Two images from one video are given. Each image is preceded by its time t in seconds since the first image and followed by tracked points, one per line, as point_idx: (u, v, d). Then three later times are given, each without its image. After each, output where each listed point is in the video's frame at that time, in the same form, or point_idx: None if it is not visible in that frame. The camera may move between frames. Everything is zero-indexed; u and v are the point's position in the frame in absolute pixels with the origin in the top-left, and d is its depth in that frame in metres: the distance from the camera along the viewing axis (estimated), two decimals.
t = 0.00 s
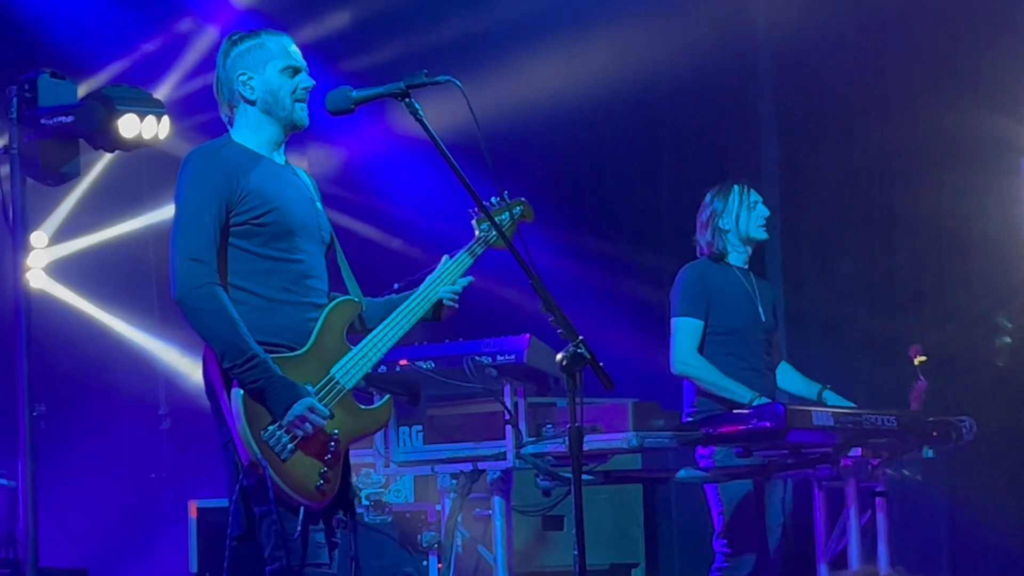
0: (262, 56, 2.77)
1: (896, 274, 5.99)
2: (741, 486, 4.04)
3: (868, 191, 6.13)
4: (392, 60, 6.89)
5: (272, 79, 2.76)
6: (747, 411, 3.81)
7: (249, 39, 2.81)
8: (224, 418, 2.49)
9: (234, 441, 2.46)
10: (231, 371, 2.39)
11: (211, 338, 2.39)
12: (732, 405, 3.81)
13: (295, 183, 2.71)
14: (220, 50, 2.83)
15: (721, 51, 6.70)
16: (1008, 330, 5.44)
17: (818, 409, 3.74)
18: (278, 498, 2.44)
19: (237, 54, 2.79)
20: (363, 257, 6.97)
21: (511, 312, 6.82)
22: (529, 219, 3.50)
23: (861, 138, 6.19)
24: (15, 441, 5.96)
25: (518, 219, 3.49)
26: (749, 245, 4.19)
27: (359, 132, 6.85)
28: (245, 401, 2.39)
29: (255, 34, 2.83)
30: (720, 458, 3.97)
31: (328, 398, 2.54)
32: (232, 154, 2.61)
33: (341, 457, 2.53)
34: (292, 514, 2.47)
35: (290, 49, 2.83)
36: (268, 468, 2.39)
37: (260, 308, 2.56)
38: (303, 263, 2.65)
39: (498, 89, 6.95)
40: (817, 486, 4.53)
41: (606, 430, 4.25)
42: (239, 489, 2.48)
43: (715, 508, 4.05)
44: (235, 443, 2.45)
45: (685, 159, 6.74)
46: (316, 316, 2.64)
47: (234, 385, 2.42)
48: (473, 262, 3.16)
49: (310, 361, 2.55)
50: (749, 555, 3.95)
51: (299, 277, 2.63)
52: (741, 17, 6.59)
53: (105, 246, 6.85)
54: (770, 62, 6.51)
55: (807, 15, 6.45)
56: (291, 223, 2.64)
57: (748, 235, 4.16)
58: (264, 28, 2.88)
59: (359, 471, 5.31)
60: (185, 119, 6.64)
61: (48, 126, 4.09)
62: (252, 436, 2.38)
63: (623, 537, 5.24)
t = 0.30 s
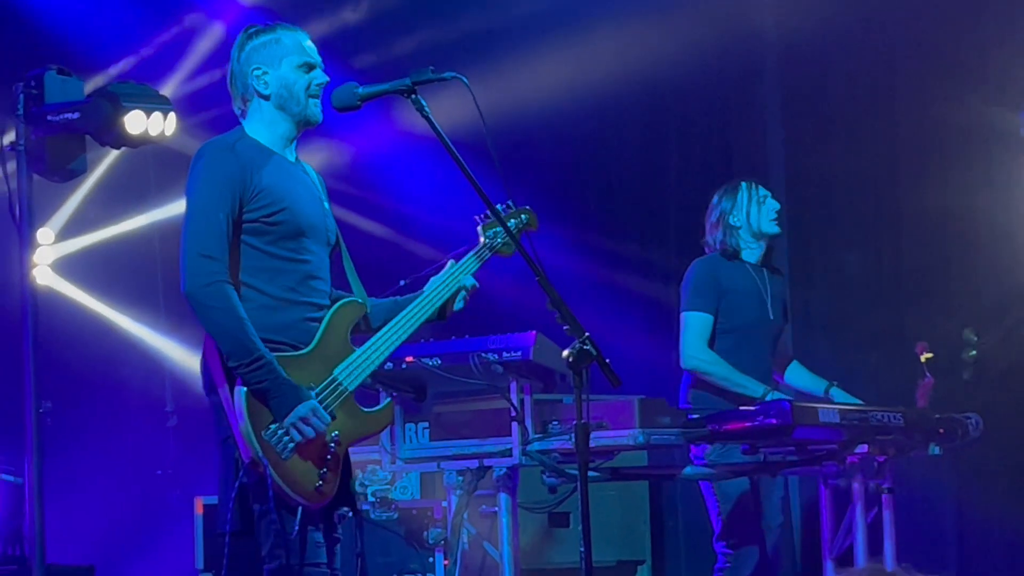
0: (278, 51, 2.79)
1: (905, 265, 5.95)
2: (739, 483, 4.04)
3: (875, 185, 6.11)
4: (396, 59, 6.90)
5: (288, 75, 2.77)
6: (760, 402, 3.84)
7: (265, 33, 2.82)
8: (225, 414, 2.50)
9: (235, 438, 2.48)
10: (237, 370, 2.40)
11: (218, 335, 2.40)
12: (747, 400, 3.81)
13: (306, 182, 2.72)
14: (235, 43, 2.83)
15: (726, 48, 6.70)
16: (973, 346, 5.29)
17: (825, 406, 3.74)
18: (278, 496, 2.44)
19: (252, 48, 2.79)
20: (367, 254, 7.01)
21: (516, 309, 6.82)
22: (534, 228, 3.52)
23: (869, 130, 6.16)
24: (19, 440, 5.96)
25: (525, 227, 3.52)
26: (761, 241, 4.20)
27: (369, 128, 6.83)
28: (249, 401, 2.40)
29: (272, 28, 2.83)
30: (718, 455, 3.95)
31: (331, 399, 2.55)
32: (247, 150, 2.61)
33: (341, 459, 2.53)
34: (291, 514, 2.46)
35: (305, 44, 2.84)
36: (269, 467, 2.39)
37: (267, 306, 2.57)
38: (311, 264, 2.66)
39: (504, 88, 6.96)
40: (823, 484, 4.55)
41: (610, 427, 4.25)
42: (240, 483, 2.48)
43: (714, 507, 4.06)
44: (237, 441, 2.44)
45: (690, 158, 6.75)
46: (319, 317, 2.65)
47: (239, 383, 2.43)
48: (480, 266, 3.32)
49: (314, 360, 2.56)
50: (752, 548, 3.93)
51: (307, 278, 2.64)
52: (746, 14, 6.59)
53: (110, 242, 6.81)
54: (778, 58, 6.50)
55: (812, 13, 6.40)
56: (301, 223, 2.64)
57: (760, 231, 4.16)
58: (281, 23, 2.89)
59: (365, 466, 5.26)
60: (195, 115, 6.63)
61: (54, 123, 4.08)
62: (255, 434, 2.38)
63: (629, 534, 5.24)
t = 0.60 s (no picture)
0: (288, 51, 2.79)
1: (907, 260, 5.97)
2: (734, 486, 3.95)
3: (881, 182, 6.11)
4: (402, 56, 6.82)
5: (298, 75, 2.77)
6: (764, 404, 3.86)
7: (276, 32, 2.83)
8: (225, 413, 2.50)
9: (235, 438, 2.48)
10: (234, 373, 2.40)
11: (216, 337, 2.40)
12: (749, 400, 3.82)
13: (311, 183, 2.71)
14: (246, 41, 2.84)
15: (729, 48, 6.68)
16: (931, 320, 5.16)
17: (829, 405, 3.74)
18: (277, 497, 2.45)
19: (263, 47, 2.80)
20: (371, 253, 7.00)
21: (518, 309, 6.82)
22: (540, 232, 3.51)
23: (877, 127, 6.15)
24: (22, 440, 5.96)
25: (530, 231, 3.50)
26: (765, 242, 4.15)
27: (371, 128, 6.81)
28: (249, 404, 2.39)
29: (284, 28, 2.84)
30: (702, 453, 3.94)
31: (332, 401, 2.55)
32: (253, 150, 2.61)
33: (340, 463, 2.53)
34: (290, 516, 2.46)
35: (315, 44, 2.85)
36: (269, 468, 2.39)
37: (270, 307, 2.57)
38: (315, 266, 2.66)
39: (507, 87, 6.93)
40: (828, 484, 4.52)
41: (614, 427, 4.27)
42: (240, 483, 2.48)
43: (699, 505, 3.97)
44: (237, 442, 2.45)
45: (695, 157, 6.75)
46: (321, 319, 2.65)
47: (238, 388, 2.43)
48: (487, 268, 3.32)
49: (316, 361, 2.56)
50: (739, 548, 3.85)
51: (310, 280, 2.64)
52: (750, 12, 6.56)
53: (116, 241, 6.84)
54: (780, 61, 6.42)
55: (816, 13, 6.39)
56: (305, 224, 2.64)
57: (766, 232, 4.13)
58: (291, 22, 2.89)
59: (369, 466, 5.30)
60: (199, 114, 6.66)
61: (60, 122, 4.09)
62: (255, 435, 2.38)
63: (632, 533, 5.25)
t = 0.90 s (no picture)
0: (283, 51, 2.79)
1: (907, 259, 5.97)
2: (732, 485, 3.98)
3: (881, 181, 6.11)
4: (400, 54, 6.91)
5: (294, 74, 2.76)
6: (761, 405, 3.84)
7: (271, 33, 2.83)
8: (229, 414, 2.50)
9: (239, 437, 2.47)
10: (234, 366, 2.39)
11: (210, 335, 2.39)
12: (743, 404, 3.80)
13: (308, 182, 2.71)
14: (240, 42, 2.83)
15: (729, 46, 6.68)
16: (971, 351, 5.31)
17: (829, 403, 3.73)
18: (281, 496, 2.45)
19: (258, 47, 2.79)
20: (370, 251, 7.00)
21: (518, 307, 6.82)
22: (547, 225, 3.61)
23: (876, 126, 6.15)
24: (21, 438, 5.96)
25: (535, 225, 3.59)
26: (755, 243, 4.15)
27: (370, 125, 6.84)
28: (253, 399, 2.38)
29: (279, 28, 2.84)
30: (695, 451, 3.98)
31: (336, 398, 2.54)
32: (247, 150, 2.61)
33: (344, 458, 2.52)
34: (293, 513, 2.47)
35: (310, 43, 2.84)
36: (271, 464, 2.38)
37: (268, 306, 2.57)
38: (312, 263, 2.66)
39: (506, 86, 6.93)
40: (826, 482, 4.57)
41: (614, 424, 4.25)
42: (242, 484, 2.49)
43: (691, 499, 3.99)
44: (240, 440, 2.44)
45: (695, 155, 6.72)
46: (323, 316, 2.64)
47: (243, 383, 2.41)
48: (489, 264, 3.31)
49: (320, 359, 2.56)
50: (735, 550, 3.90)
51: (308, 277, 2.64)
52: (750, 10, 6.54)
53: (118, 240, 6.85)
54: (780, 57, 6.42)
55: (814, 11, 6.39)
56: (302, 222, 2.64)
57: (757, 234, 4.13)
58: (286, 22, 2.89)
59: (368, 463, 5.30)
60: (195, 112, 6.65)
61: (58, 119, 4.08)
62: (258, 433, 2.37)
63: (632, 532, 5.24)
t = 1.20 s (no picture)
0: (278, 46, 2.79)
1: (901, 257, 5.96)
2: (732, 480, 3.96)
3: (876, 179, 6.09)
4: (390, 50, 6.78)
5: (289, 69, 2.77)
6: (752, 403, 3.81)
7: (268, 27, 2.83)
8: (219, 407, 2.51)
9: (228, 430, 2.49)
10: (221, 359, 2.40)
11: (200, 326, 2.39)
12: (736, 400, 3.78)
13: (303, 178, 2.71)
14: (239, 37, 2.84)
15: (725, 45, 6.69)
16: (1001, 342, 5.20)
17: (822, 400, 3.72)
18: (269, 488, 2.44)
19: (254, 42, 2.80)
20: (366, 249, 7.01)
21: (514, 305, 6.83)
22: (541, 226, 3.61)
23: (872, 124, 6.14)
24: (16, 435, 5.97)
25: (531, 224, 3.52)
26: (738, 240, 4.19)
27: (368, 123, 6.81)
28: (242, 391, 2.39)
29: (275, 23, 2.84)
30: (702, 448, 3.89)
31: (326, 392, 2.55)
32: (241, 145, 2.62)
33: (333, 451, 2.53)
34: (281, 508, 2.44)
35: (307, 38, 2.84)
36: (260, 457, 2.38)
37: (259, 300, 2.56)
38: (306, 258, 2.66)
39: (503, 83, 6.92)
40: (822, 479, 4.60)
41: (609, 420, 4.23)
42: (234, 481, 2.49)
43: (699, 501, 3.95)
44: (229, 431, 2.46)
45: (691, 151, 6.73)
46: (315, 312, 2.64)
47: (231, 376, 2.42)
48: (483, 263, 3.32)
49: (309, 354, 2.56)
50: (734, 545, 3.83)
51: (301, 272, 2.64)
52: (745, 7, 6.55)
53: (109, 236, 6.84)
54: (775, 55, 6.45)
55: (808, 9, 6.41)
56: (296, 217, 2.64)
57: (739, 230, 4.16)
58: (284, 17, 2.89)
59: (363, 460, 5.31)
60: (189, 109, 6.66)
61: (52, 116, 4.07)
62: (245, 424, 2.38)
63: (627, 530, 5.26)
